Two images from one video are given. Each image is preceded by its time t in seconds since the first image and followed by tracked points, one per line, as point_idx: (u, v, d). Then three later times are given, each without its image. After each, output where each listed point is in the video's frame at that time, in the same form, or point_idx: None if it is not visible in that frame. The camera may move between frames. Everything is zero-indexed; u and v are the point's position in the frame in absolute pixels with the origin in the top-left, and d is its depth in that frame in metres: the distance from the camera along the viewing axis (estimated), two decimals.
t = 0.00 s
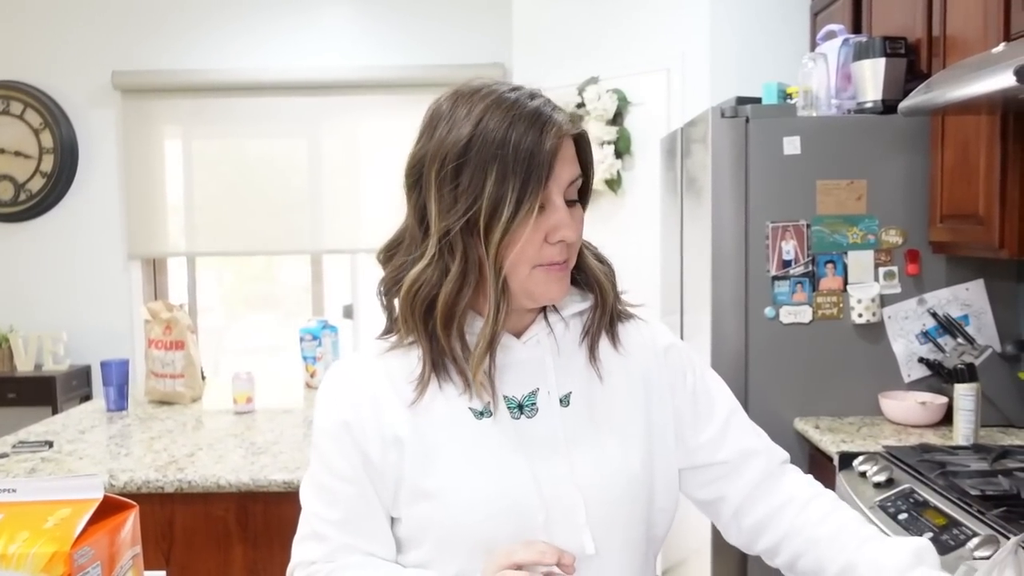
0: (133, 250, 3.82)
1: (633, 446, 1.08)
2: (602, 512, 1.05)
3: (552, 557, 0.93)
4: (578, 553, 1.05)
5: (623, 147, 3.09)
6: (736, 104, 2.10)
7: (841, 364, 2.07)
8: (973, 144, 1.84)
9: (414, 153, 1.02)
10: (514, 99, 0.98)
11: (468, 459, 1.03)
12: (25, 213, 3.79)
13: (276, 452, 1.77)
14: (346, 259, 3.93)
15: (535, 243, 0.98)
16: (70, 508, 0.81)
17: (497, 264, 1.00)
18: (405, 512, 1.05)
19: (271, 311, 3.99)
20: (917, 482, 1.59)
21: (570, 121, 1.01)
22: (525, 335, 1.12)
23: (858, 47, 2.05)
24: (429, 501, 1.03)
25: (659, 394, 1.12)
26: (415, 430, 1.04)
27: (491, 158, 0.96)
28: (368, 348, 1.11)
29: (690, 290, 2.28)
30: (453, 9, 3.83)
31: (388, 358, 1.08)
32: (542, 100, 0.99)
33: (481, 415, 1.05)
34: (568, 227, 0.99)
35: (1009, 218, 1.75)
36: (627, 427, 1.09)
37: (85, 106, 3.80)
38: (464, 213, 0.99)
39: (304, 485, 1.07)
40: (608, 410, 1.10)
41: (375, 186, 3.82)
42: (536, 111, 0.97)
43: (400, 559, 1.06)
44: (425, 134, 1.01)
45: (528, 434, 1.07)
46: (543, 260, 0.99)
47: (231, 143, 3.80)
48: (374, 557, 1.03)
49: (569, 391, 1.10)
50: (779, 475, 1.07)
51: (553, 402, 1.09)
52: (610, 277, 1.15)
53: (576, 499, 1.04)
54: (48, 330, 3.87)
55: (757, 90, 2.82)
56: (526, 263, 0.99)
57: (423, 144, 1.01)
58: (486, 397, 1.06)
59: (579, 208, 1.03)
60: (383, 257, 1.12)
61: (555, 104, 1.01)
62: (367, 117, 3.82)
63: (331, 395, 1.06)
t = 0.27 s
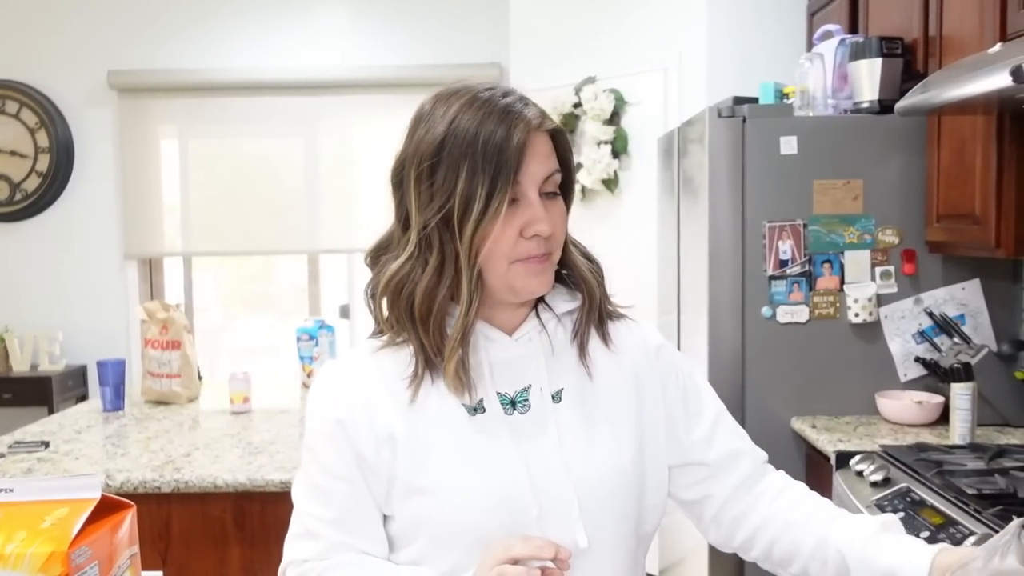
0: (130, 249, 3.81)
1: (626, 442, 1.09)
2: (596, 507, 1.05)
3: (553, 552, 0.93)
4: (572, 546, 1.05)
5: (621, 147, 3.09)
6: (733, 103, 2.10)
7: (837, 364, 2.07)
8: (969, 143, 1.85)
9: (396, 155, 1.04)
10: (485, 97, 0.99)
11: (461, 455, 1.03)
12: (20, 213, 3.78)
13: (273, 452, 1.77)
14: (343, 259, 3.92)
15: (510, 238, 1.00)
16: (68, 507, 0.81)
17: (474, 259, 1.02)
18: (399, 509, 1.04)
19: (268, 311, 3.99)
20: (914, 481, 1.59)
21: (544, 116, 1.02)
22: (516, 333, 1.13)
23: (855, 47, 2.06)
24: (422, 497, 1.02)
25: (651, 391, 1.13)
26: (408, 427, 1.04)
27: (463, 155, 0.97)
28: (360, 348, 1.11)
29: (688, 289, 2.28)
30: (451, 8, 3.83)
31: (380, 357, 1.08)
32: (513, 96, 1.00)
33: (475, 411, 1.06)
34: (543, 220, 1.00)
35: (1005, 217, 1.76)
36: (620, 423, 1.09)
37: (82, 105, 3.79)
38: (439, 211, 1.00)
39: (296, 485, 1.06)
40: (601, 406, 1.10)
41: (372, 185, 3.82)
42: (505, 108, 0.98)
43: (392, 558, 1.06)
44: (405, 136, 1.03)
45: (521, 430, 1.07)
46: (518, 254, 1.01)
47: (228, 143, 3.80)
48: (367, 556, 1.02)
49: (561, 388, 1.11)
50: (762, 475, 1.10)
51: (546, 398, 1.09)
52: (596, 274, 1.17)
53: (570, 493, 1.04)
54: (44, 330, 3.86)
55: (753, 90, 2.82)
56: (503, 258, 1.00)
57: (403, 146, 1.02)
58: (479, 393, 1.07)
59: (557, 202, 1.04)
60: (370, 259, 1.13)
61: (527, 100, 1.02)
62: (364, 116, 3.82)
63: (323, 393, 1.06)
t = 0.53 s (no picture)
0: (125, 249, 3.80)
1: (621, 439, 1.09)
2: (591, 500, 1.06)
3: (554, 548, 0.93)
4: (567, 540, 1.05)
5: (616, 147, 3.10)
6: (728, 104, 2.10)
7: (832, 364, 2.07)
8: (964, 143, 1.85)
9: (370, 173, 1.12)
10: (418, 101, 1.05)
11: (458, 451, 1.03)
12: (15, 212, 3.78)
13: (268, 452, 1.76)
14: (339, 259, 3.92)
15: (458, 230, 1.02)
16: (62, 507, 0.81)
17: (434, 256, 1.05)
18: (394, 506, 1.04)
19: (263, 311, 3.98)
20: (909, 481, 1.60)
21: (479, 107, 1.05)
22: (511, 333, 1.14)
23: (850, 48, 2.06)
24: (418, 493, 1.02)
25: (645, 389, 1.14)
26: (404, 423, 1.04)
27: (400, 157, 1.03)
28: (355, 347, 1.11)
29: (683, 290, 2.29)
30: (447, 9, 3.83)
31: (376, 355, 1.08)
32: (446, 93, 1.05)
33: (471, 408, 1.07)
34: (488, 208, 1.01)
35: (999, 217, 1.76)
36: (615, 421, 1.10)
37: (77, 105, 3.78)
38: (391, 214, 1.05)
39: (291, 482, 1.06)
40: (594, 402, 1.11)
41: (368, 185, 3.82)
42: (434, 105, 1.03)
43: (386, 556, 1.06)
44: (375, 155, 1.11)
45: (517, 427, 1.08)
46: (472, 246, 1.02)
47: (224, 142, 3.79)
48: (362, 553, 1.02)
49: (556, 385, 1.12)
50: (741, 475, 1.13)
51: (541, 396, 1.10)
52: (575, 267, 1.15)
53: (565, 488, 1.05)
54: (39, 330, 3.85)
55: (749, 91, 2.83)
56: (455, 251, 1.03)
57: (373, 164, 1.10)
58: (475, 390, 1.08)
59: (511, 192, 1.05)
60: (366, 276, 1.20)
61: (462, 96, 1.06)
62: (360, 116, 3.82)
63: (318, 391, 1.06)
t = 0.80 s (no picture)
0: (122, 250, 3.80)
1: (615, 438, 1.09)
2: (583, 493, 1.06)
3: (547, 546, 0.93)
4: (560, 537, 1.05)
5: (613, 148, 3.10)
6: (724, 105, 2.11)
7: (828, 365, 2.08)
8: (959, 144, 1.86)
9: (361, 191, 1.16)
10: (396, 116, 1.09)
11: (453, 448, 1.04)
12: (11, 214, 3.77)
13: (265, 453, 1.77)
14: (336, 259, 3.93)
15: (432, 233, 1.03)
16: (58, 510, 0.81)
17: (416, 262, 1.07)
18: (390, 505, 1.04)
19: (260, 312, 3.98)
20: (904, 482, 1.60)
21: (450, 114, 1.07)
22: (504, 333, 1.14)
23: (846, 49, 2.07)
24: (414, 491, 1.03)
25: (638, 388, 1.15)
26: (399, 421, 1.05)
27: (377, 169, 1.07)
28: (349, 349, 1.12)
29: (679, 291, 2.29)
30: (444, 9, 3.83)
31: (369, 355, 1.09)
32: (419, 104, 1.08)
33: (466, 407, 1.07)
34: (458, 210, 1.03)
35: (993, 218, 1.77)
36: (609, 419, 1.10)
37: (74, 106, 3.78)
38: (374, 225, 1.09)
39: (287, 483, 1.06)
40: (587, 401, 1.11)
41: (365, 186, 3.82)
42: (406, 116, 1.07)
43: (382, 556, 1.06)
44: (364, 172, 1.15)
45: (511, 425, 1.08)
46: (446, 249, 1.03)
47: (220, 143, 3.79)
48: (357, 552, 1.02)
49: (550, 384, 1.12)
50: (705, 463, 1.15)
51: (535, 395, 1.10)
52: (556, 268, 1.14)
53: (560, 485, 1.05)
54: (35, 331, 3.85)
55: (745, 92, 2.83)
56: (431, 254, 1.04)
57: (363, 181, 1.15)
58: (470, 389, 1.08)
59: (486, 194, 1.06)
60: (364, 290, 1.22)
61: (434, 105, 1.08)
62: (357, 117, 3.82)
63: (313, 391, 1.06)
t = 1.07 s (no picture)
0: (120, 252, 3.80)
1: (612, 436, 1.10)
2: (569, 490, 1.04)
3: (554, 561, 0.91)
4: (557, 535, 1.06)
5: (611, 151, 3.11)
6: (722, 108, 2.11)
7: (826, 367, 2.08)
8: (956, 147, 1.87)
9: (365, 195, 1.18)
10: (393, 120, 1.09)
11: (453, 447, 1.04)
12: (9, 216, 3.77)
13: (264, 455, 1.76)
14: (334, 262, 3.92)
15: (418, 242, 1.03)
16: (57, 512, 0.81)
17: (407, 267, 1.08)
18: (390, 504, 1.05)
19: (258, 315, 3.98)
20: (902, 483, 1.60)
21: (440, 123, 1.07)
22: (503, 334, 1.14)
23: (843, 52, 2.08)
24: (413, 489, 1.03)
25: (632, 390, 1.16)
26: (398, 420, 1.05)
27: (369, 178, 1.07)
28: (349, 350, 1.11)
29: (678, 293, 2.29)
30: (443, 12, 3.83)
31: (366, 355, 1.09)
32: (411, 113, 1.08)
33: (465, 407, 1.07)
34: (442, 218, 1.02)
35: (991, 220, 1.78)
36: (605, 418, 1.11)
37: (72, 109, 3.78)
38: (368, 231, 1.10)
39: (287, 484, 1.06)
40: (583, 400, 1.12)
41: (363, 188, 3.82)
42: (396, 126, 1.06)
43: (381, 556, 1.06)
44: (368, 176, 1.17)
45: (510, 424, 1.08)
46: (432, 257, 1.03)
47: (218, 146, 3.79)
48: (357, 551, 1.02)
49: (547, 385, 1.12)
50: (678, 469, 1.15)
51: (532, 395, 1.10)
52: (549, 276, 1.14)
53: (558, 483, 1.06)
54: (32, 333, 3.84)
55: (743, 95, 2.84)
56: (418, 261, 1.04)
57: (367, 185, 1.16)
58: (468, 389, 1.08)
59: (475, 201, 1.05)
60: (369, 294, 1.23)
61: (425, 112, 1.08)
62: (356, 120, 3.82)
63: (313, 391, 1.05)
